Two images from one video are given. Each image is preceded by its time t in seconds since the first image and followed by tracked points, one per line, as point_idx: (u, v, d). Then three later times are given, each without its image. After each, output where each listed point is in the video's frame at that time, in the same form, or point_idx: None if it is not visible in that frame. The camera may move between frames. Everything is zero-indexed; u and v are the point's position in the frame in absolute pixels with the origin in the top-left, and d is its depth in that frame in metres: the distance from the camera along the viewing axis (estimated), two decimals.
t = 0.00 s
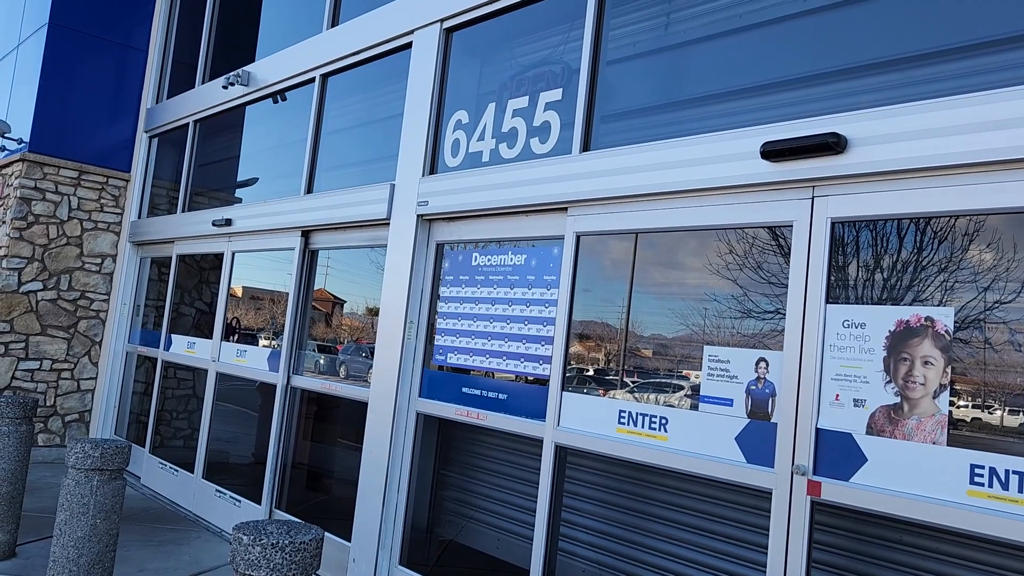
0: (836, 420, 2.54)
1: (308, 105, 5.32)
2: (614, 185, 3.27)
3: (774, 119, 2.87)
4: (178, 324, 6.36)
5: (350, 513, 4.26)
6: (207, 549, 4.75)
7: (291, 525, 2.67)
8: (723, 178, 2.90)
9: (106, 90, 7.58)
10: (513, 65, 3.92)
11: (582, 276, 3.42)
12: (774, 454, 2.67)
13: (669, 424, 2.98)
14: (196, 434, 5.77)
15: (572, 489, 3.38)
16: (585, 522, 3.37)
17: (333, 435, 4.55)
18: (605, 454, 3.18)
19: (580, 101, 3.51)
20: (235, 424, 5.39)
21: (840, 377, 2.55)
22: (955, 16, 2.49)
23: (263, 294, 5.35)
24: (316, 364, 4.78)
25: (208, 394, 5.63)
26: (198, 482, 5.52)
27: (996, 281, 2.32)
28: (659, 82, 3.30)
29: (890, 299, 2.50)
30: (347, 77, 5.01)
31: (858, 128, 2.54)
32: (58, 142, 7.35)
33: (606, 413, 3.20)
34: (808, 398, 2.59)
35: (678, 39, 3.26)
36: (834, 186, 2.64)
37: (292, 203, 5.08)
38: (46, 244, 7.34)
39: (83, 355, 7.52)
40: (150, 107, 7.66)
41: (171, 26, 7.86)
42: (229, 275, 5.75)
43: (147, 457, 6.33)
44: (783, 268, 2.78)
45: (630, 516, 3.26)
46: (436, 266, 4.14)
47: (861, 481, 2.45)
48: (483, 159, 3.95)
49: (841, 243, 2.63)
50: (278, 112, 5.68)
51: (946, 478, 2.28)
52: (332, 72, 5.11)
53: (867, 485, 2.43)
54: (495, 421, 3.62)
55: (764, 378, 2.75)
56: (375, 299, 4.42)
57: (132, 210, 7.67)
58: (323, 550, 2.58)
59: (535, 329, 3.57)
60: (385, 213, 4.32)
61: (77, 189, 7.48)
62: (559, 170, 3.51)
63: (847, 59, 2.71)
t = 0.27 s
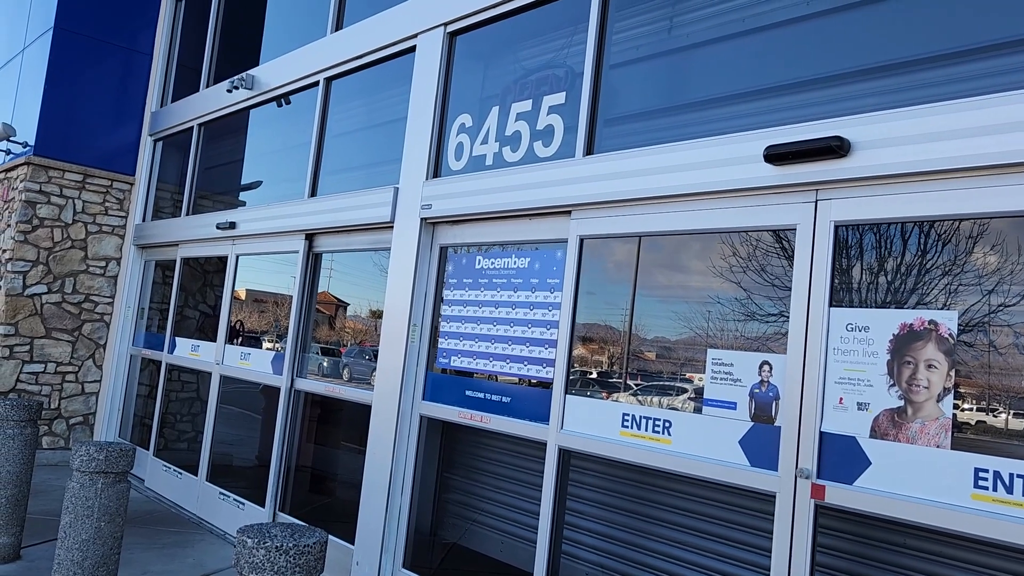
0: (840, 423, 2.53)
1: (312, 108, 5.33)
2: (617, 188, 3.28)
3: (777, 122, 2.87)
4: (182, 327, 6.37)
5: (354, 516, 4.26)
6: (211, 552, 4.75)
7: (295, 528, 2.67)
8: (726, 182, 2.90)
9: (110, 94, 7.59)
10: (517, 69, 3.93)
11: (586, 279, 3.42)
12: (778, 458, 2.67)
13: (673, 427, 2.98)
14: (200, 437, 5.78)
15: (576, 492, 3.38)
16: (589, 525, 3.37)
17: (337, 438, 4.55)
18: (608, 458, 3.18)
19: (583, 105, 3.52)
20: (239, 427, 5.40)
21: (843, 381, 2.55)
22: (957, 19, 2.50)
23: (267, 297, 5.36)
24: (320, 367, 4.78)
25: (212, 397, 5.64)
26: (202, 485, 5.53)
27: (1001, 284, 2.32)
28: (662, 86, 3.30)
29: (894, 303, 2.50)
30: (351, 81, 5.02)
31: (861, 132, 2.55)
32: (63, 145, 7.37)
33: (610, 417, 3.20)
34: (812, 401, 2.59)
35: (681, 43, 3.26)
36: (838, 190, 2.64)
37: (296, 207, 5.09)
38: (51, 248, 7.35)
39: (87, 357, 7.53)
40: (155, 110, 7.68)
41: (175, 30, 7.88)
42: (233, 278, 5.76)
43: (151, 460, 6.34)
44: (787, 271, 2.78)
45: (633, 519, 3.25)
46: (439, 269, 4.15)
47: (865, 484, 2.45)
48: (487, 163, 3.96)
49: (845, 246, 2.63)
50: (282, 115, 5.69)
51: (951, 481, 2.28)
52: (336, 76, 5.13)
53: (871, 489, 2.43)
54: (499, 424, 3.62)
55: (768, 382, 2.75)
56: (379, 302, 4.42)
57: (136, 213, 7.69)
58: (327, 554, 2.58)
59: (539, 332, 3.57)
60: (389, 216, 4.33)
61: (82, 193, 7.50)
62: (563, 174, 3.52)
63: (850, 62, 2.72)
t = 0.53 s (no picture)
0: (843, 425, 2.53)
1: (314, 110, 5.34)
2: (620, 190, 3.28)
3: (779, 124, 2.87)
4: (184, 328, 6.38)
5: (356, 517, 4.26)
6: (213, 553, 4.75)
7: (297, 529, 2.67)
8: (728, 183, 2.90)
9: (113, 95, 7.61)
10: (519, 70, 3.93)
11: (588, 280, 3.42)
12: (781, 459, 2.66)
13: (676, 429, 2.97)
14: (203, 438, 5.79)
15: (578, 493, 3.38)
16: (592, 527, 3.36)
17: (339, 439, 4.55)
18: (611, 459, 3.18)
19: (586, 106, 3.52)
20: (241, 427, 5.40)
21: (846, 382, 2.55)
22: (960, 21, 2.50)
23: (269, 298, 5.36)
24: (322, 368, 4.79)
25: (214, 398, 5.64)
26: (204, 486, 5.54)
27: (1004, 286, 2.32)
28: (664, 87, 3.30)
29: (896, 304, 2.50)
30: (353, 82, 5.02)
31: (863, 133, 2.54)
32: (66, 147, 7.38)
33: (612, 418, 3.20)
34: (814, 403, 2.58)
35: (684, 44, 3.26)
36: (840, 191, 2.64)
37: (299, 208, 5.09)
38: (54, 249, 7.36)
39: (90, 358, 7.54)
40: (158, 112, 7.68)
41: (178, 32, 7.88)
42: (236, 280, 5.77)
43: (154, 461, 6.34)
44: (789, 272, 2.77)
45: (635, 521, 3.24)
46: (442, 270, 4.15)
47: (868, 486, 2.45)
48: (489, 164, 3.96)
49: (848, 247, 2.62)
50: (285, 117, 5.69)
51: (954, 483, 2.27)
52: (338, 78, 5.13)
53: (874, 491, 2.43)
54: (501, 426, 3.62)
55: (771, 384, 2.75)
56: (381, 303, 4.42)
57: (138, 214, 7.70)
58: (329, 555, 2.58)
59: (541, 334, 3.57)
60: (391, 217, 4.33)
61: (85, 194, 7.51)
62: (565, 175, 3.52)
63: (852, 64, 2.71)
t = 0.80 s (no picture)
0: (845, 425, 2.53)
1: (316, 110, 5.34)
2: (621, 190, 3.28)
3: (781, 124, 2.87)
4: (186, 328, 6.38)
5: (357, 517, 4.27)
6: (215, 553, 4.75)
7: (299, 529, 2.67)
8: (730, 183, 2.90)
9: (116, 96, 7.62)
10: (521, 70, 3.93)
11: (590, 280, 3.42)
12: (783, 460, 2.66)
13: (677, 429, 2.97)
14: (205, 438, 5.79)
15: (580, 494, 3.38)
16: (593, 527, 3.35)
17: (341, 439, 4.55)
18: (613, 459, 3.18)
19: (588, 107, 3.52)
20: (243, 427, 5.40)
21: (849, 383, 2.54)
22: (963, 21, 2.49)
23: (271, 299, 5.37)
24: (324, 368, 4.79)
25: (216, 397, 5.64)
26: (206, 486, 5.54)
27: (1007, 286, 2.32)
28: (666, 88, 3.30)
29: (899, 305, 2.49)
30: (355, 83, 5.02)
31: (865, 133, 2.54)
32: (68, 147, 7.39)
33: (614, 419, 3.20)
34: (817, 403, 2.58)
35: (686, 44, 3.26)
36: (842, 191, 2.64)
37: (300, 208, 5.10)
38: (56, 249, 7.37)
39: (92, 358, 7.55)
40: (160, 112, 7.69)
41: (181, 32, 7.89)
42: (238, 280, 5.77)
43: (156, 461, 6.35)
44: (791, 273, 2.77)
45: (637, 521, 3.24)
46: (443, 270, 4.15)
47: (870, 486, 2.44)
48: (491, 165, 3.96)
49: (850, 248, 2.62)
50: (287, 117, 5.70)
51: (957, 483, 2.27)
52: (340, 78, 5.13)
53: (876, 491, 2.42)
54: (503, 426, 3.62)
55: (773, 384, 2.74)
56: (383, 303, 4.42)
57: (140, 215, 7.71)
58: (331, 555, 2.58)
59: (542, 334, 3.57)
60: (393, 218, 4.33)
61: (87, 194, 7.52)
62: (567, 175, 3.51)
63: (855, 63, 2.71)
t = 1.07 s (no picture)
0: (847, 426, 2.52)
1: (318, 111, 5.34)
2: (623, 190, 3.27)
3: (783, 125, 2.87)
4: (187, 328, 6.38)
5: (359, 518, 4.27)
6: (215, 553, 4.75)
7: (300, 529, 2.67)
8: (732, 184, 2.89)
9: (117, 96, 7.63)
10: (523, 71, 3.93)
11: (591, 281, 3.42)
12: (784, 460, 2.65)
13: (679, 430, 2.97)
14: (206, 438, 5.79)
15: (581, 494, 3.37)
16: (594, 528, 3.35)
17: (342, 440, 4.55)
18: (614, 460, 3.17)
19: (589, 107, 3.52)
20: (244, 428, 5.40)
21: (850, 384, 2.54)
22: (965, 21, 2.49)
23: (272, 299, 5.37)
24: (325, 369, 4.79)
25: (217, 397, 5.64)
26: (206, 487, 5.54)
27: (1008, 287, 2.31)
28: (668, 88, 3.29)
29: (900, 305, 2.49)
30: (356, 83, 5.02)
31: (867, 134, 2.54)
32: (70, 148, 7.40)
33: (615, 419, 3.19)
34: (818, 404, 2.58)
35: (688, 45, 3.25)
36: (844, 192, 2.64)
37: (302, 209, 5.10)
38: (58, 249, 7.38)
39: (93, 359, 7.55)
40: (161, 113, 7.70)
41: (182, 33, 7.90)
42: (239, 280, 5.77)
43: (156, 461, 6.35)
44: (792, 274, 2.77)
45: (638, 522, 3.23)
46: (445, 270, 4.14)
47: (872, 487, 2.44)
48: (492, 165, 3.96)
49: (851, 249, 2.62)
50: (288, 118, 5.70)
51: (958, 484, 2.26)
52: (342, 78, 5.13)
53: (878, 492, 2.42)
54: (504, 427, 3.61)
55: (774, 385, 2.74)
56: (384, 304, 4.42)
57: (142, 215, 7.71)
58: (332, 555, 2.58)
59: (543, 334, 3.57)
60: (394, 218, 4.33)
61: (88, 194, 7.53)
62: (568, 176, 3.51)
63: (857, 64, 2.71)
